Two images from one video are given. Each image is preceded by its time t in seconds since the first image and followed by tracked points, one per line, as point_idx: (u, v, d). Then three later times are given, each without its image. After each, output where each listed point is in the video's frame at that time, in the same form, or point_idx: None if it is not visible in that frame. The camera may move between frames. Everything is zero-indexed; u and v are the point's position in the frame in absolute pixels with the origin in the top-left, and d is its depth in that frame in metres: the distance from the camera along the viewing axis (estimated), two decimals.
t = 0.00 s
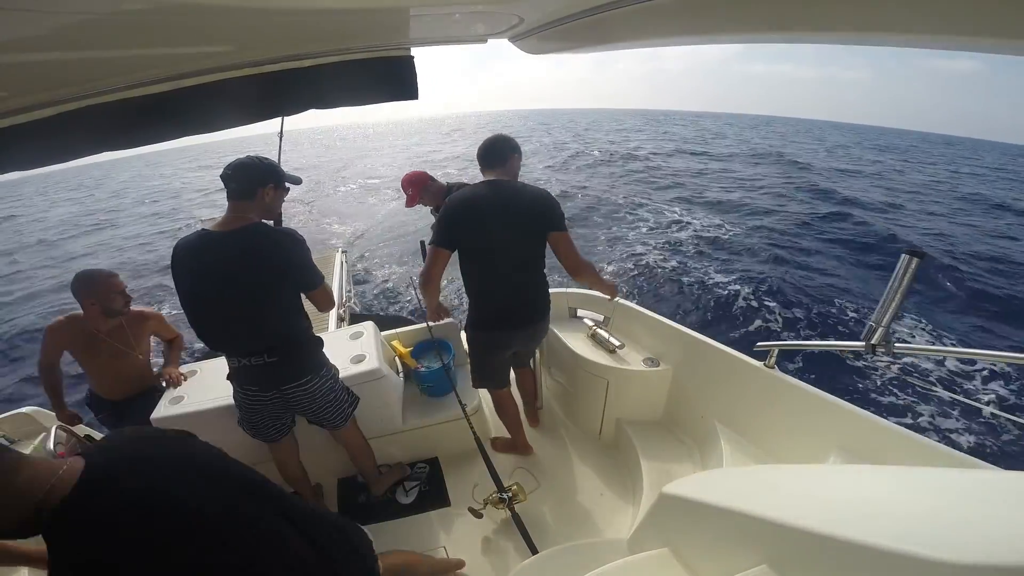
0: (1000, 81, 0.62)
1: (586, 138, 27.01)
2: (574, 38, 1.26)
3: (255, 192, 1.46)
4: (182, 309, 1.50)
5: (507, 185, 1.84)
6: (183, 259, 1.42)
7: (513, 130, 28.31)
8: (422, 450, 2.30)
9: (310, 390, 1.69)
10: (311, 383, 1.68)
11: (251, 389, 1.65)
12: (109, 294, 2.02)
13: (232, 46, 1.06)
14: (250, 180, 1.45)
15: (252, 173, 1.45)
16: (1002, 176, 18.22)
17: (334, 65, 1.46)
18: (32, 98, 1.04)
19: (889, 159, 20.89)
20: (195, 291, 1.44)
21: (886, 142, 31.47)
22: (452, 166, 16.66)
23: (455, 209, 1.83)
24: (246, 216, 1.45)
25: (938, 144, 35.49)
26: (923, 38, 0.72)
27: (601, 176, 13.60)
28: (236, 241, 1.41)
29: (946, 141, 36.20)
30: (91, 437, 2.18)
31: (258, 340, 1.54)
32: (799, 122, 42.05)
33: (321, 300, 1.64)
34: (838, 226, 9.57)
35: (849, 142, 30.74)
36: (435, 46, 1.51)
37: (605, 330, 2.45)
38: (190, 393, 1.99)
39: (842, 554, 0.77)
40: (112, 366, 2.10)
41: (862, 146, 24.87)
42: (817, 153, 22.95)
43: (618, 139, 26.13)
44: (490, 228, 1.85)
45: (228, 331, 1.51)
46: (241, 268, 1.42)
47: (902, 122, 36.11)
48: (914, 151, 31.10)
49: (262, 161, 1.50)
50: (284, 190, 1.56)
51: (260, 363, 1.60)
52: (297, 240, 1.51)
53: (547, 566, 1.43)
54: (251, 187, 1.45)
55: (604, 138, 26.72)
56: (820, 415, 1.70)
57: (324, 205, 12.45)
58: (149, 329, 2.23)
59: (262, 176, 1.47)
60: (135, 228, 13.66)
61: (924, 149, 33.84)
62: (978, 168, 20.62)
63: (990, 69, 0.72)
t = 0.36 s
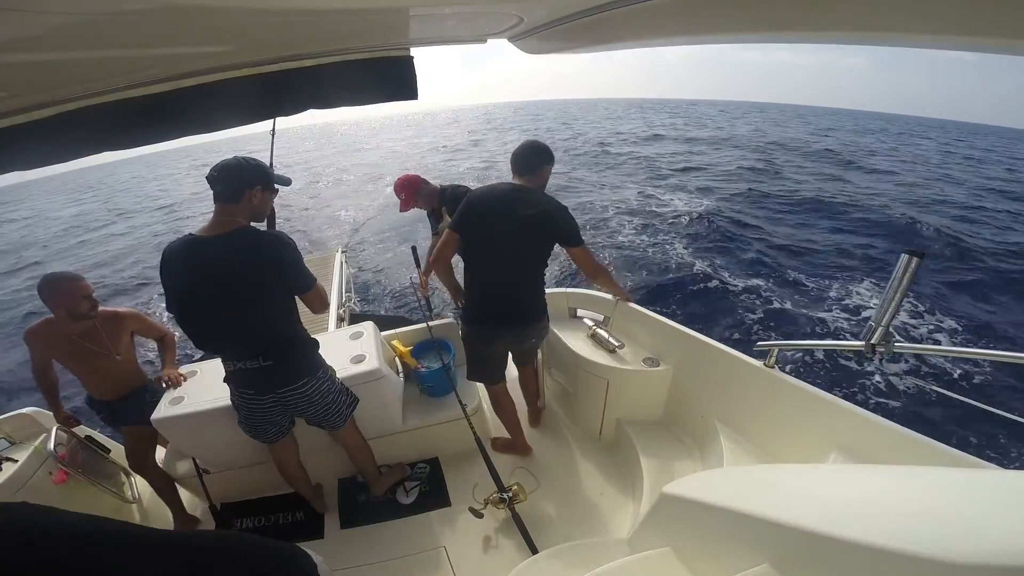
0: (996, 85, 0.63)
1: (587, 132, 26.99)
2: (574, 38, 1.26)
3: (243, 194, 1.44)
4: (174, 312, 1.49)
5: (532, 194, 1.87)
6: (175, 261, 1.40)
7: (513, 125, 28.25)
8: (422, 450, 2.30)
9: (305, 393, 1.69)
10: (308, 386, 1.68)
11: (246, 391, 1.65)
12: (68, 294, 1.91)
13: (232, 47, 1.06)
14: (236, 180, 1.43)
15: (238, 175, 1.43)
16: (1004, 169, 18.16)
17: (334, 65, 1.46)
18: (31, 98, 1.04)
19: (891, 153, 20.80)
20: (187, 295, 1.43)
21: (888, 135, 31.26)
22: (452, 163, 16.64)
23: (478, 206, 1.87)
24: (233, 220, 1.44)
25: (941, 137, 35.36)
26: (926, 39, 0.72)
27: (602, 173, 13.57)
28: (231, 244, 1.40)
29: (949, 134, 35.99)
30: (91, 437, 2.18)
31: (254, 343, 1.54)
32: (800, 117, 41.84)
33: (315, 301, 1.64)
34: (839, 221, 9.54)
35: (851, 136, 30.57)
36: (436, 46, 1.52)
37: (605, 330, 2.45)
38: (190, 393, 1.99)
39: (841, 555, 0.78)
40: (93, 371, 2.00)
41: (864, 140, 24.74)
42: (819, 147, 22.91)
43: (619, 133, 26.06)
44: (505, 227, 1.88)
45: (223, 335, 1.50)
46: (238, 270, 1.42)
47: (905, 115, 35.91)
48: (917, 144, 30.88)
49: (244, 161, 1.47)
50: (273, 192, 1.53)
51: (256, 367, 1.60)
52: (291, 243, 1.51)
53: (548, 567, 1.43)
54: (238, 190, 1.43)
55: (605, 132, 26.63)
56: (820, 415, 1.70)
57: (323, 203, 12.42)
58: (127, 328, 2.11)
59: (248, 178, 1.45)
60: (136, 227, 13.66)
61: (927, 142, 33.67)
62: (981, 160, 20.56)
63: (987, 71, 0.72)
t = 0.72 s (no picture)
0: (995, 87, 0.63)
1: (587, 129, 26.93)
2: (573, 38, 1.26)
3: (226, 198, 1.42)
4: (167, 321, 1.47)
5: (543, 202, 1.96)
6: (163, 270, 1.38)
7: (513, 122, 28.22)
8: (423, 450, 2.30)
9: (303, 396, 1.68)
10: (308, 389, 1.68)
11: (245, 394, 1.65)
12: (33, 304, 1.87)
13: (231, 47, 1.06)
14: (218, 185, 1.40)
15: (218, 178, 1.41)
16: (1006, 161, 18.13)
17: (334, 64, 1.46)
18: (33, 97, 1.05)
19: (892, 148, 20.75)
20: (181, 304, 1.42)
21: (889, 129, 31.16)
22: (452, 160, 16.62)
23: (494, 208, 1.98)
24: (215, 224, 1.41)
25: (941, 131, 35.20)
26: (928, 38, 0.72)
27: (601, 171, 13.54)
28: (222, 250, 1.38)
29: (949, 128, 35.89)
30: (91, 437, 2.18)
31: (252, 349, 1.54)
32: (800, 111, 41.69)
33: (310, 300, 1.63)
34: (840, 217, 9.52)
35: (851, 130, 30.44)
36: (436, 46, 1.52)
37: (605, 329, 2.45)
38: (190, 393, 2.00)
39: (839, 555, 0.78)
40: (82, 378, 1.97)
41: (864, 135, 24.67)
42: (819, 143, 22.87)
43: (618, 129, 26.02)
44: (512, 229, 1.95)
45: (219, 342, 1.50)
46: (233, 277, 1.41)
47: (905, 108, 35.74)
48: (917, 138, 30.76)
49: (225, 166, 1.45)
50: (254, 200, 1.52)
51: (254, 372, 1.59)
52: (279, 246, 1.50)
53: (549, 566, 1.43)
54: (220, 194, 1.41)
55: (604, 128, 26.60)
56: (819, 415, 1.70)
57: (323, 202, 12.41)
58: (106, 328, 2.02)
59: (230, 182, 1.42)
60: (136, 228, 13.66)
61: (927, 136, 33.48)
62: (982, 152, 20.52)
63: (985, 72, 0.72)
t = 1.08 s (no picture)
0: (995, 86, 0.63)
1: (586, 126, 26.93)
2: (574, 38, 1.26)
3: (206, 203, 1.40)
4: (163, 329, 1.47)
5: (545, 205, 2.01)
6: (157, 279, 1.37)
7: (512, 121, 28.18)
8: (423, 450, 2.31)
9: (303, 401, 1.69)
10: (308, 394, 1.69)
11: (246, 400, 1.66)
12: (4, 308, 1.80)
13: (232, 47, 1.06)
14: (196, 190, 1.38)
15: (193, 184, 1.38)
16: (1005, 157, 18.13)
17: (334, 64, 1.46)
18: (32, 98, 1.04)
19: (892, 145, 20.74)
20: (178, 312, 1.41)
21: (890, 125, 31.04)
22: (452, 158, 16.61)
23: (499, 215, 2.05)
24: (197, 231, 1.39)
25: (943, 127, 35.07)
26: (931, 38, 0.72)
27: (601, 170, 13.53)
28: (216, 257, 1.37)
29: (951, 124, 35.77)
30: (91, 438, 2.18)
31: (251, 355, 1.54)
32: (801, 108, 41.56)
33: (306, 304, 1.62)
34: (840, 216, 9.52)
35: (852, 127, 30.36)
36: (436, 45, 1.52)
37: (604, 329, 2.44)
38: (190, 393, 2.00)
39: (839, 555, 0.79)
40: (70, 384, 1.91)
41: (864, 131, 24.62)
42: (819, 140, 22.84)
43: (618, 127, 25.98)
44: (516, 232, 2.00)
45: (218, 349, 1.50)
46: (232, 283, 1.41)
47: (906, 105, 35.69)
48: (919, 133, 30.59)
49: (199, 169, 1.43)
50: (234, 204, 1.50)
51: (254, 378, 1.60)
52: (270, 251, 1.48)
53: (549, 565, 1.43)
54: (199, 199, 1.38)
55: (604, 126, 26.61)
56: (819, 414, 1.70)
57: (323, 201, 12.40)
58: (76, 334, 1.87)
59: (209, 187, 1.41)
60: (137, 229, 13.65)
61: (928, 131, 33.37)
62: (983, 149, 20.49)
63: (987, 72, 0.72)
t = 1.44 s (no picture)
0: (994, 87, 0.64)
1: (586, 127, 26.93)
2: (573, 38, 1.26)
3: (207, 205, 1.39)
4: (165, 333, 1.46)
5: (553, 213, 2.12)
6: (159, 281, 1.37)
7: (512, 121, 28.21)
8: (423, 449, 2.31)
9: (305, 404, 1.69)
10: (310, 397, 1.69)
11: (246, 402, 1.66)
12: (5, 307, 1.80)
13: (232, 47, 1.06)
14: (199, 190, 1.37)
15: (190, 184, 1.37)
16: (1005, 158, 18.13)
17: (334, 64, 1.46)
18: (32, 98, 1.05)
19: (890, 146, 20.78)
20: (179, 314, 1.41)
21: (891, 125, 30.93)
22: (451, 158, 16.62)
23: (511, 227, 2.16)
24: (199, 234, 1.38)
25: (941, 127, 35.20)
26: (933, 37, 0.72)
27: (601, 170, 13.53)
28: (219, 261, 1.36)
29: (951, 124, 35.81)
30: (91, 438, 2.18)
31: (254, 359, 1.54)
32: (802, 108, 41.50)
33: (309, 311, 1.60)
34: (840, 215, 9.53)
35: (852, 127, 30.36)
36: (436, 45, 1.52)
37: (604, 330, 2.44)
38: (190, 393, 2.00)
39: (840, 554, 0.79)
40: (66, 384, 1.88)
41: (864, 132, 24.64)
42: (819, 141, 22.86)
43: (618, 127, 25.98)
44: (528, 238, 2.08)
45: (218, 352, 1.49)
46: (235, 289, 1.40)
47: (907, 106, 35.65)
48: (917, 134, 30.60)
49: (196, 165, 1.43)
50: (237, 204, 1.50)
51: (257, 381, 1.60)
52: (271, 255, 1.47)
53: (548, 565, 1.43)
54: (200, 199, 1.38)
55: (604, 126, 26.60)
56: (819, 413, 1.71)
57: (322, 202, 12.40)
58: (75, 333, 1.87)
59: (213, 186, 1.40)
60: (136, 229, 13.65)
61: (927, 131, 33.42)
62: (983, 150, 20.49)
63: (986, 72, 0.72)
